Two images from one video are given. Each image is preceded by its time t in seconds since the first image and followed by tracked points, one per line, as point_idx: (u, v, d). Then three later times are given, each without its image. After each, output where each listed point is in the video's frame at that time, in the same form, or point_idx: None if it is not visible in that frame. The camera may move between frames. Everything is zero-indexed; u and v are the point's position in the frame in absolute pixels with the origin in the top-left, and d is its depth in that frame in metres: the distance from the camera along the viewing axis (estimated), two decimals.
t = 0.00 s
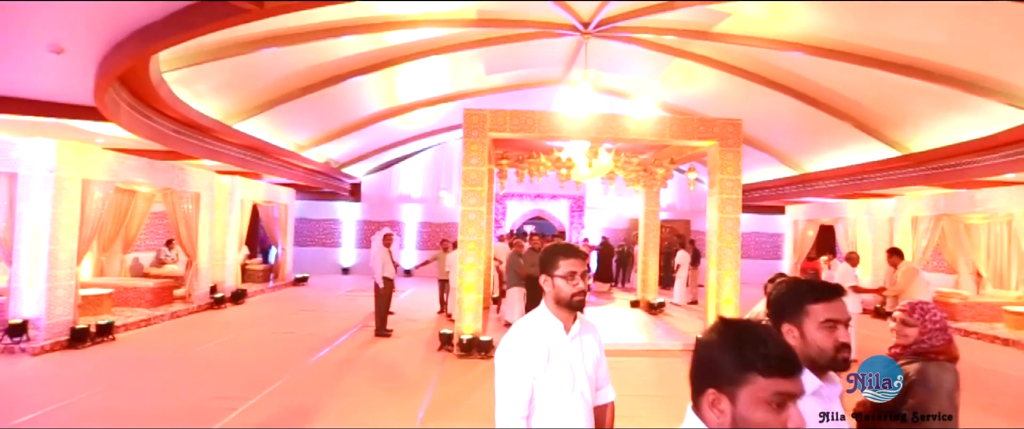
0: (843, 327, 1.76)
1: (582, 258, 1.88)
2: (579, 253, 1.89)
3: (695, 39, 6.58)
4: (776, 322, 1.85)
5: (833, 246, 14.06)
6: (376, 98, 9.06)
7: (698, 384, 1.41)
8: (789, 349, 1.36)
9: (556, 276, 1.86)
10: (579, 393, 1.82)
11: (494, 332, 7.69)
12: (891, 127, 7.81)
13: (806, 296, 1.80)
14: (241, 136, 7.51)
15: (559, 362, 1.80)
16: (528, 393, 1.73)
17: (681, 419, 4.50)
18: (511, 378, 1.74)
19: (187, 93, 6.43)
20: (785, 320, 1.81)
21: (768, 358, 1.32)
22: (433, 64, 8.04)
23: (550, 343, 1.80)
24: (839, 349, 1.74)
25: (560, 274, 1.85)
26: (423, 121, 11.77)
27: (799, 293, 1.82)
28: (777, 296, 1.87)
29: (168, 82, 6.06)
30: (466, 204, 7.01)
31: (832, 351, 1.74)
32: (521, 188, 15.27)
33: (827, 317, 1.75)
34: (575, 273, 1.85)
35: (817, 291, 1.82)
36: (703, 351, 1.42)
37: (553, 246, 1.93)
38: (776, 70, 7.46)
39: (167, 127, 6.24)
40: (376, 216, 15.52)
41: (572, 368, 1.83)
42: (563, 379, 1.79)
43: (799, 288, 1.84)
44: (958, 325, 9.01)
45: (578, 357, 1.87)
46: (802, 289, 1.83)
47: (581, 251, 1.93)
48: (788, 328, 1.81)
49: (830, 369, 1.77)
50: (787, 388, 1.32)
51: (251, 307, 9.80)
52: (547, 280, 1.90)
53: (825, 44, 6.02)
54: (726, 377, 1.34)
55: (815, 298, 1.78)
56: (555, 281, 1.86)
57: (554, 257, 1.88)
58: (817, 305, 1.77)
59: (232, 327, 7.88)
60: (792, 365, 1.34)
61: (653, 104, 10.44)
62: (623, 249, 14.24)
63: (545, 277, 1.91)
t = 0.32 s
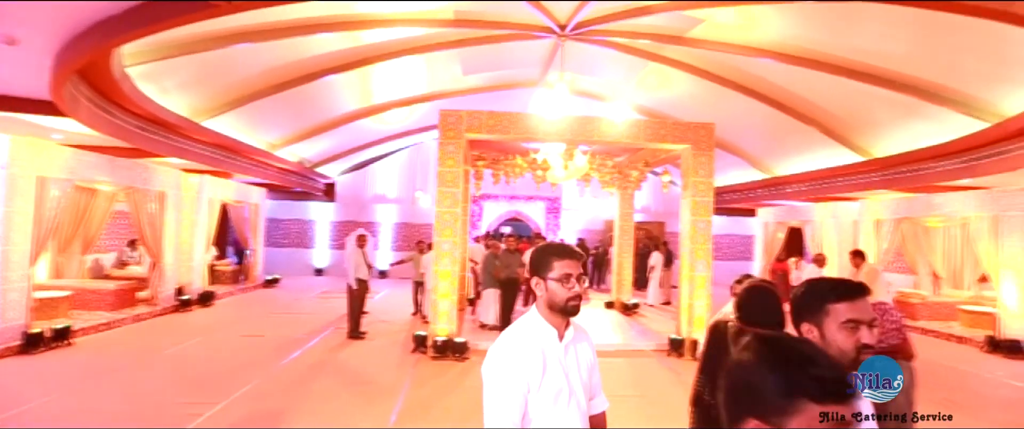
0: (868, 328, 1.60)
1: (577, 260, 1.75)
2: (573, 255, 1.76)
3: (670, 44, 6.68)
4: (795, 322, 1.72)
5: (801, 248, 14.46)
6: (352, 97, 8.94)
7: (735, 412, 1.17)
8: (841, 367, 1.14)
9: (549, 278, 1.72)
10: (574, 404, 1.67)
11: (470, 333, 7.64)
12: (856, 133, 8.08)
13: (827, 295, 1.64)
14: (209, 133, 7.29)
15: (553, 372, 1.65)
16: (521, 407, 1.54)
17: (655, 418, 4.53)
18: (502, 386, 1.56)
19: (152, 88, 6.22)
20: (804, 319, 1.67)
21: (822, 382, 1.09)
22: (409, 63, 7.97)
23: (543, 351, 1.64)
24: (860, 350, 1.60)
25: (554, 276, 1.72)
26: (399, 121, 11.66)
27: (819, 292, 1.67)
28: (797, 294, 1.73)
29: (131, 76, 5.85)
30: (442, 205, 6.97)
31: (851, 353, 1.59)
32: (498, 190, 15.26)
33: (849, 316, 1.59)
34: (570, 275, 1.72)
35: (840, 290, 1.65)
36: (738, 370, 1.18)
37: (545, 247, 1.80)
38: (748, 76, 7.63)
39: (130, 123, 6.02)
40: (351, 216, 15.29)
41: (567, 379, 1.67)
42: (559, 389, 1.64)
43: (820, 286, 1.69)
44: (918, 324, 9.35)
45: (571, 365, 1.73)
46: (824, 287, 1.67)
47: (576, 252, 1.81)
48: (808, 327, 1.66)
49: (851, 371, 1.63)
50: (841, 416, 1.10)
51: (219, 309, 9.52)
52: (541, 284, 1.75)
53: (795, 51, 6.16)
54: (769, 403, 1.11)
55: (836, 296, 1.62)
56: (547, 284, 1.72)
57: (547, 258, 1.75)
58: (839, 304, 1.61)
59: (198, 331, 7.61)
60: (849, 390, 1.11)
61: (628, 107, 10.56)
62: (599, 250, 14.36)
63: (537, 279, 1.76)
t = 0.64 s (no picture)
0: (887, 335, 1.36)
1: (582, 270, 1.70)
2: (577, 264, 1.71)
3: (645, 49, 6.79)
4: (807, 329, 1.47)
5: (772, 249, 14.80)
6: (326, 99, 8.80)
7: None
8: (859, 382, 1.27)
9: (553, 288, 1.67)
10: (577, 418, 1.64)
11: (447, 338, 7.58)
12: (824, 137, 8.32)
13: (842, 298, 1.39)
14: (178, 135, 7.15)
15: (557, 386, 1.62)
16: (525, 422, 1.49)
17: (633, 419, 4.56)
18: (505, 400, 1.50)
19: (115, 88, 6.01)
20: (816, 326, 1.43)
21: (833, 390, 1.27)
22: (385, 65, 7.89)
23: (548, 365, 1.62)
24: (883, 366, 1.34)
25: (558, 286, 1.67)
26: (376, 124, 11.54)
27: (831, 294, 1.41)
28: (807, 297, 1.48)
29: (93, 76, 5.64)
30: (418, 208, 6.91)
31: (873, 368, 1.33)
32: (475, 192, 15.23)
33: (866, 324, 1.35)
34: (575, 286, 1.67)
35: (856, 292, 1.40)
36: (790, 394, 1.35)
37: (549, 255, 1.73)
38: (721, 81, 7.80)
39: (92, 125, 5.81)
40: (326, 220, 15.05)
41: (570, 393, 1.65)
42: (563, 404, 1.62)
43: (832, 287, 1.44)
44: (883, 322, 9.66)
45: (575, 379, 1.72)
46: (837, 288, 1.43)
47: (580, 259, 1.75)
48: (821, 335, 1.42)
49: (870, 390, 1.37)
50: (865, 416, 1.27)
51: (187, 317, 9.22)
52: (543, 293, 1.70)
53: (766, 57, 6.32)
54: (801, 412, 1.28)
55: (851, 301, 1.37)
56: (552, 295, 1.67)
57: (551, 268, 1.69)
58: (855, 310, 1.36)
59: (166, 339, 7.36)
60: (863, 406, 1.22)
61: (604, 110, 10.66)
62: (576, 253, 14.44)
63: (540, 288, 1.71)
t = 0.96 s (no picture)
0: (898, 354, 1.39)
1: (594, 289, 1.66)
2: (589, 282, 1.67)
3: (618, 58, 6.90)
4: (816, 351, 1.49)
5: (740, 256, 15.16)
6: (297, 100, 8.63)
7: None
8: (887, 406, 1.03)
9: (565, 308, 1.62)
10: None
11: (418, 344, 7.49)
12: (789, 148, 8.60)
13: (850, 319, 1.41)
14: (141, 135, 6.93)
15: (566, 413, 1.56)
16: None
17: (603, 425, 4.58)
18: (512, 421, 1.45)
19: (71, 84, 5.75)
20: (826, 348, 1.45)
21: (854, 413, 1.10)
22: (358, 67, 7.79)
23: (557, 390, 1.57)
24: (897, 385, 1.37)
25: (570, 305, 1.62)
26: (348, 127, 11.37)
27: (839, 314, 1.44)
28: (812, 318, 1.51)
29: (46, 71, 5.39)
30: (389, 213, 6.82)
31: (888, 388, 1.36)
32: (448, 197, 15.16)
33: (879, 346, 1.37)
34: (588, 305, 1.62)
35: (863, 312, 1.43)
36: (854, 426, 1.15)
37: (559, 272, 1.70)
38: (692, 91, 7.99)
39: (46, 122, 5.55)
40: (295, 224, 14.73)
41: (580, 419, 1.59)
42: None
43: (837, 307, 1.47)
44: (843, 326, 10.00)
45: (587, 405, 1.65)
46: (842, 308, 1.45)
47: (591, 277, 1.71)
48: (831, 358, 1.44)
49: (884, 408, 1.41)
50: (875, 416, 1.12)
51: (146, 323, 8.85)
52: (553, 313, 1.65)
53: (734, 70, 6.50)
54: None
55: (861, 322, 1.40)
56: (564, 315, 1.62)
57: (562, 286, 1.65)
58: (865, 331, 1.39)
59: (124, 347, 7.04)
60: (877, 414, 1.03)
61: (577, 118, 10.77)
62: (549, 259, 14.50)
63: (549, 309, 1.66)
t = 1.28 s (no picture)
0: (928, 368, 1.49)
1: (615, 287, 1.65)
2: (611, 280, 1.66)
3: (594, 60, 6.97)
4: (839, 364, 1.57)
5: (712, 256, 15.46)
6: (269, 98, 8.44)
7: None
8: None
9: (586, 307, 1.61)
10: None
11: (392, 346, 7.41)
12: (759, 151, 8.82)
13: (877, 332, 1.52)
14: (103, 132, 6.68)
15: (587, 415, 1.56)
16: None
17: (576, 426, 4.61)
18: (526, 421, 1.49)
19: (26, 78, 5.50)
20: (851, 362, 1.53)
21: None
22: (333, 65, 7.65)
23: (577, 391, 1.57)
24: (927, 397, 1.46)
25: (591, 304, 1.61)
26: (322, 125, 11.16)
27: (865, 328, 1.54)
28: (834, 332, 1.60)
29: None
30: (362, 213, 6.73)
31: (918, 400, 1.45)
32: (424, 198, 15.06)
33: (906, 358, 1.47)
34: (610, 304, 1.61)
35: (888, 325, 1.53)
36: None
37: (579, 270, 1.70)
38: (666, 94, 8.12)
39: None
40: (267, 224, 14.41)
41: (602, 421, 1.59)
42: None
43: (860, 321, 1.57)
44: (810, 324, 10.30)
45: (609, 408, 1.63)
46: (867, 322, 1.55)
47: (612, 274, 1.70)
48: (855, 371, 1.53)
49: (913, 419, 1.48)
50: None
51: (108, 326, 8.54)
52: (574, 312, 1.65)
53: (707, 74, 6.63)
54: None
55: (888, 335, 1.50)
56: (585, 314, 1.62)
57: (582, 284, 1.64)
58: (892, 344, 1.49)
59: (85, 351, 6.78)
60: None
61: (553, 119, 10.82)
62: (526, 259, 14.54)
63: (570, 308, 1.66)
